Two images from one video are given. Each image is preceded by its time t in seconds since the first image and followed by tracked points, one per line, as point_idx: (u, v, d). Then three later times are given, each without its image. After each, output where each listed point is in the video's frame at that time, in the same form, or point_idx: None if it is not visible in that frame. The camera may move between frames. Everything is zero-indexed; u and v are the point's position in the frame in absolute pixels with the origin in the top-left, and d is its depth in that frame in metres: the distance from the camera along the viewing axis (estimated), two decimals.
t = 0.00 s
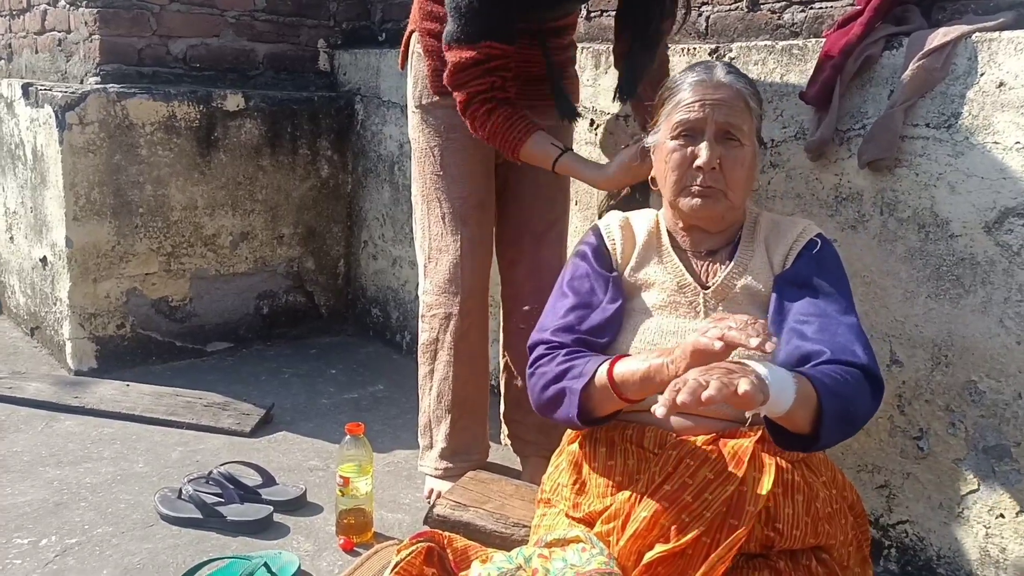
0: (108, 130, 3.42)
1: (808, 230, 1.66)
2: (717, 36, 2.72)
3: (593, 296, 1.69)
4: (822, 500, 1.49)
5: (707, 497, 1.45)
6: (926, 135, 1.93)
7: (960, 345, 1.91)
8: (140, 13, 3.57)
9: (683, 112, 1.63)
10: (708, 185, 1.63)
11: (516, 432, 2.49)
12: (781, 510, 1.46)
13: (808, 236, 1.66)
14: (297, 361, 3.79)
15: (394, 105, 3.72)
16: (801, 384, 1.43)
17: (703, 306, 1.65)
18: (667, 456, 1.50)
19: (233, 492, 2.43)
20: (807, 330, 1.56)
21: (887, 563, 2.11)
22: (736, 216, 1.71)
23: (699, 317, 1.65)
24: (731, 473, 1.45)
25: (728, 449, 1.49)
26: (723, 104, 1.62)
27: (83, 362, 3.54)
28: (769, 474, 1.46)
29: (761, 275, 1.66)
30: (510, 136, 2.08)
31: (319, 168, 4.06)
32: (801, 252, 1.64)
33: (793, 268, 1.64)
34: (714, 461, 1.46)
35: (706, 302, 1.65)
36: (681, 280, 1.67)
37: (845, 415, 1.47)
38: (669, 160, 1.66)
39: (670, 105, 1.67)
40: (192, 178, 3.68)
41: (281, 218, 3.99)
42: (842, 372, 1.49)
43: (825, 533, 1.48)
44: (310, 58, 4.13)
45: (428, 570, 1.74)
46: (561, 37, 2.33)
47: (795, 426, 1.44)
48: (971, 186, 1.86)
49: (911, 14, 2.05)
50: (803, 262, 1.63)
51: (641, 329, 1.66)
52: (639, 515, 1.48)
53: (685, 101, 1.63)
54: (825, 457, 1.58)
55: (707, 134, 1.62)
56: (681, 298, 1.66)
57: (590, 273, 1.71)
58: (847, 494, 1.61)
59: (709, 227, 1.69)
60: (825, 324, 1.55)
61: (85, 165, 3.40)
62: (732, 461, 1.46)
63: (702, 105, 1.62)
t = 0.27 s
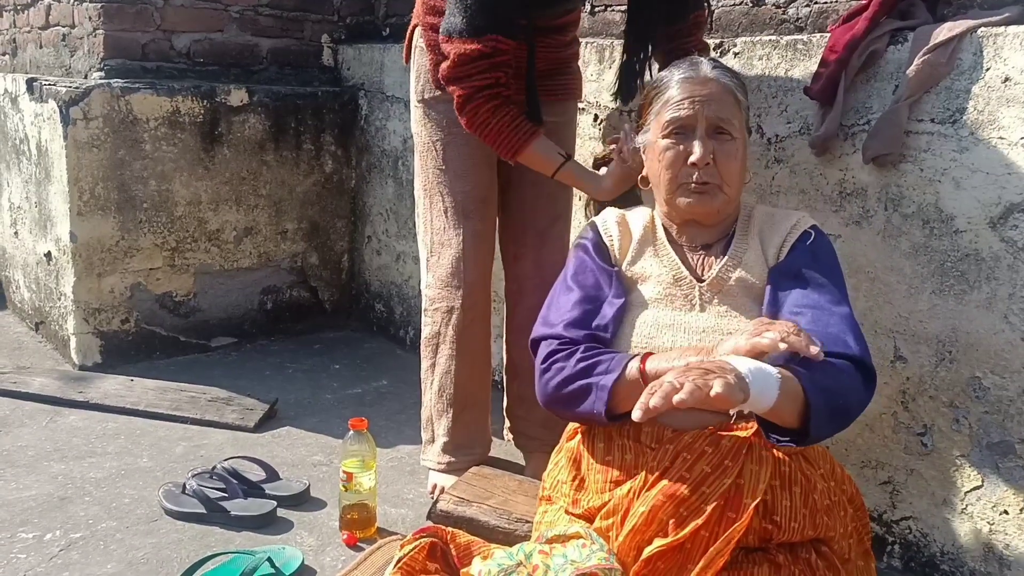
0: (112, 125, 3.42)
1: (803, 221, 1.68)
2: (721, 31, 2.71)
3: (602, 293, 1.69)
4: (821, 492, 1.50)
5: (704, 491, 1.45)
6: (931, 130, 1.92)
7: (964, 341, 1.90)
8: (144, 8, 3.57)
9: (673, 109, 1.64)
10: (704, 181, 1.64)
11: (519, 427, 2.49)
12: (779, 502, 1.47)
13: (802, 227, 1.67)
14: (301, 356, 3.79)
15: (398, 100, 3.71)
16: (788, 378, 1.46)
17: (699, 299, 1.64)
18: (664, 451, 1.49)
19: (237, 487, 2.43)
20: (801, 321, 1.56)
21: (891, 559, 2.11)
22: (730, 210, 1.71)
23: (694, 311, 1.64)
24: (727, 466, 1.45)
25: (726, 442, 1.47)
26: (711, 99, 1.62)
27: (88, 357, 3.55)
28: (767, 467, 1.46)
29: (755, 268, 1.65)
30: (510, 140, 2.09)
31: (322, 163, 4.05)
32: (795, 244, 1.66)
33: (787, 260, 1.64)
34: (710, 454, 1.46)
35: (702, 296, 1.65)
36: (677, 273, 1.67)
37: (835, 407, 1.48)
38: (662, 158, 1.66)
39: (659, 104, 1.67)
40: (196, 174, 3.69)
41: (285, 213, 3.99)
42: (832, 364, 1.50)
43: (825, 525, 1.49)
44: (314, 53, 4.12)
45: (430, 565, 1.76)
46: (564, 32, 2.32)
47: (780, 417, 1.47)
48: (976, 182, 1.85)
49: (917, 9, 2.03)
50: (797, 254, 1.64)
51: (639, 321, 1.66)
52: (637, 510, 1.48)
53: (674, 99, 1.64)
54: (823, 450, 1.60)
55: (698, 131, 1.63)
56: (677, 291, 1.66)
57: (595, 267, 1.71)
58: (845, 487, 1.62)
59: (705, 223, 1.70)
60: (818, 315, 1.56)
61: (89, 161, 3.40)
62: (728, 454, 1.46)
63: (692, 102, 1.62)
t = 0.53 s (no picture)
0: (114, 126, 3.42)
1: (802, 222, 1.68)
2: (722, 31, 2.71)
3: (609, 292, 1.70)
4: (820, 494, 1.50)
5: (703, 493, 1.45)
6: (932, 130, 1.92)
7: (964, 341, 1.90)
8: (145, 9, 3.57)
9: (664, 111, 1.64)
10: (695, 183, 1.64)
11: (520, 427, 2.49)
12: (779, 505, 1.47)
13: (801, 228, 1.67)
14: (302, 356, 3.80)
15: (399, 100, 3.71)
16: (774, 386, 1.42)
17: (698, 301, 1.64)
18: (663, 454, 1.49)
19: (238, 487, 2.44)
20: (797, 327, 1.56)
21: (891, 559, 2.11)
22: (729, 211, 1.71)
23: (694, 313, 1.64)
24: (726, 468, 1.46)
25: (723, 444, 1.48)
26: (702, 101, 1.62)
27: (89, 357, 3.56)
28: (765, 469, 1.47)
29: (753, 270, 1.65)
30: (472, 141, 2.08)
31: (324, 163, 4.06)
32: (793, 247, 1.65)
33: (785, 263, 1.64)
34: (709, 456, 1.46)
35: (701, 297, 1.64)
36: (676, 274, 1.67)
37: (822, 413, 1.46)
38: (654, 160, 1.67)
39: (651, 106, 1.68)
40: (197, 174, 3.69)
41: (286, 213, 4.00)
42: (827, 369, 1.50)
43: (824, 527, 1.49)
44: (315, 53, 4.13)
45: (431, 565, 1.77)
46: (567, 32, 2.32)
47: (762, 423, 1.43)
48: (976, 182, 1.85)
49: (918, 9, 2.04)
50: (795, 257, 1.64)
51: (641, 323, 1.66)
52: (636, 512, 1.48)
53: (665, 101, 1.65)
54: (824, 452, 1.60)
55: (689, 133, 1.63)
56: (677, 292, 1.66)
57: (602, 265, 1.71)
58: (845, 487, 1.63)
59: (701, 226, 1.70)
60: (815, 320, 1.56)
61: (91, 161, 3.40)
62: (727, 456, 1.46)
63: (682, 104, 1.63)
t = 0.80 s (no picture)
0: (115, 128, 3.43)
1: (821, 231, 1.67)
2: (723, 33, 2.71)
3: (618, 299, 1.69)
4: (829, 504, 1.51)
5: (712, 501, 1.46)
6: (933, 132, 1.92)
7: (966, 342, 1.90)
8: (147, 11, 3.58)
9: (682, 115, 1.64)
10: (712, 188, 1.64)
11: (521, 429, 2.49)
12: (788, 515, 1.47)
13: (820, 237, 1.67)
14: (304, 358, 3.80)
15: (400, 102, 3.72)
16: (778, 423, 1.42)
17: (710, 310, 1.64)
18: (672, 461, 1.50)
19: (240, 488, 2.44)
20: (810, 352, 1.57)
21: (893, 561, 2.11)
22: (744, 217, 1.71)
23: (707, 322, 1.64)
24: (737, 477, 1.46)
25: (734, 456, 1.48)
26: (721, 105, 1.62)
27: (91, 359, 3.57)
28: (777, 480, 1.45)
29: (768, 279, 1.66)
30: (420, 133, 2.10)
31: (325, 165, 4.06)
32: (808, 261, 1.65)
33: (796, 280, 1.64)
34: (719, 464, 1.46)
35: (714, 305, 1.65)
36: (689, 282, 1.67)
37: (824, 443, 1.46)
38: (671, 164, 1.67)
39: (670, 109, 1.68)
40: (199, 176, 3.70)
41: (288, 215, 4.00)
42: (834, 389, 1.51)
43: (831, 537, 1.50)
44: (317, 55, 4.13)
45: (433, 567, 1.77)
46: (569, 33, 2.32)
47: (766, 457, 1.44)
48: (978, 183, 1.85)
49: (918, 11, 2.04)
50: (809, 274, 1.64)
51: (652, 332, 1.67)
52: (642, 518, 1.49)
53: (684, 105, 1.65)
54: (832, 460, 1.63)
55: (707, 138, 1.63)
56: (689, 301, 1.66)
57: (612, 270, 1.71)
58: (852, 495, 1.64)
59: (717, 231, 1.70)
60: (828, 344, 1.56)
61: (93, 163, 3.41)
62: (738, 465, 1.46)
63: (700, 108, 1.63)
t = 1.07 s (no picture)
0: (115, 130, 3.43)
1: (836, 240, 1.68)
2: (723, 35, 2.71)
3: (628, 300, 1.68)
4: (831, 512, 1.53)
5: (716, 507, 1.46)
6: (932, 133, 1.92)
7: (965, 343, 1.90)
8: (146, 13, 3.58)
9: (696, 118, 1.64)
10: (725, 191, 1.64)
11: (521, 431, 2.49)
12: (792, 523, 1.48)
13: (834, 247, 1.67)
14: (303, 359, 3.80)
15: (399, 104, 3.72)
16: (791, 466, 1.43)
17: (721, 315, 1.64)
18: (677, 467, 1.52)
19: (240, 490, 2.44)
20: (823, 372, 1.58)
21: (892, 562, 2.11)
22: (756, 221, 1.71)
23: (717, 328, 1.64)
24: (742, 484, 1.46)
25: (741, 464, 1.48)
26: (734, 109, 1.62)
27: (91, 361, 3.57)
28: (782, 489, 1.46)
29: (782, 286, 1.65)
30: (398, 120, 2.12)
31: (325, 167, 4.07)
32: (821, 274, 1.65)
33: (807, 297, 1.64)
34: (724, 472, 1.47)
35: (724, 310, 1.64)
36: (699, 286, 1.67)
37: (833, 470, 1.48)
38: (683, 167, 1.67)
39: (684, 112, 1.67)
40: (199, 177, 3.69)
41: (287, 216, 4.00)
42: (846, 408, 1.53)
43: (834, 545, 1.52)
44: (316, 57, 4.14)
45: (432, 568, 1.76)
46: (569, 34, 2.32)
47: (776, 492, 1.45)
48: (977, 184, 1.86)
49: (918, 12, 2.04)
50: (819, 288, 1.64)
51: (662, 337, 1.66)
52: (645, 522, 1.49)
53: (697, 107, 1.64)
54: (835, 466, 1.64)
55: (719, 142, 1.63)
56: (699, 305, 1.65)
57: (623, 271, 1.70)
58: (856, 500, 1.63)
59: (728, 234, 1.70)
60: (841, 365, 1.57)
61: (92, 165, 3.41)
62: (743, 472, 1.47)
63: (714, 111, 1.63)
